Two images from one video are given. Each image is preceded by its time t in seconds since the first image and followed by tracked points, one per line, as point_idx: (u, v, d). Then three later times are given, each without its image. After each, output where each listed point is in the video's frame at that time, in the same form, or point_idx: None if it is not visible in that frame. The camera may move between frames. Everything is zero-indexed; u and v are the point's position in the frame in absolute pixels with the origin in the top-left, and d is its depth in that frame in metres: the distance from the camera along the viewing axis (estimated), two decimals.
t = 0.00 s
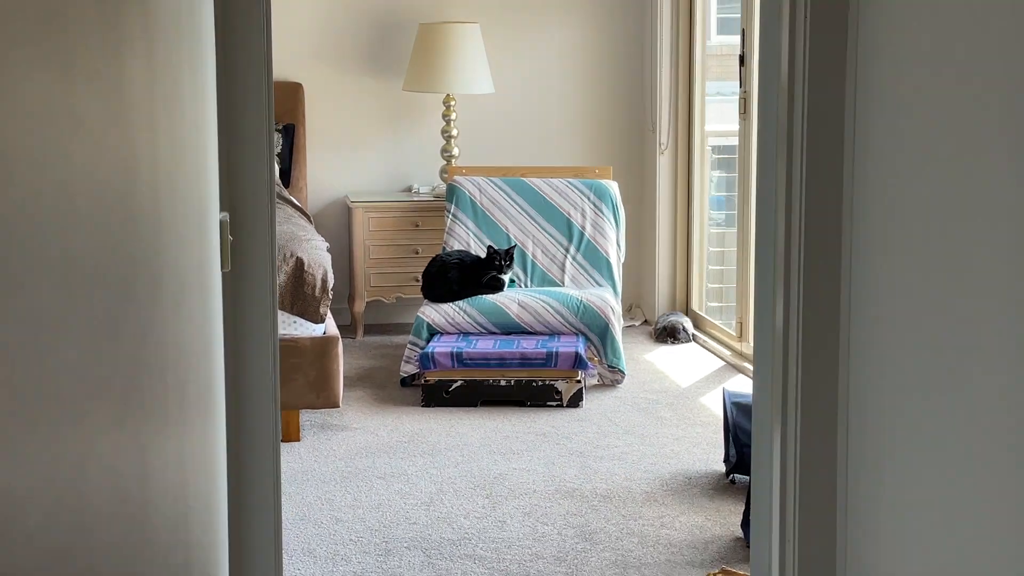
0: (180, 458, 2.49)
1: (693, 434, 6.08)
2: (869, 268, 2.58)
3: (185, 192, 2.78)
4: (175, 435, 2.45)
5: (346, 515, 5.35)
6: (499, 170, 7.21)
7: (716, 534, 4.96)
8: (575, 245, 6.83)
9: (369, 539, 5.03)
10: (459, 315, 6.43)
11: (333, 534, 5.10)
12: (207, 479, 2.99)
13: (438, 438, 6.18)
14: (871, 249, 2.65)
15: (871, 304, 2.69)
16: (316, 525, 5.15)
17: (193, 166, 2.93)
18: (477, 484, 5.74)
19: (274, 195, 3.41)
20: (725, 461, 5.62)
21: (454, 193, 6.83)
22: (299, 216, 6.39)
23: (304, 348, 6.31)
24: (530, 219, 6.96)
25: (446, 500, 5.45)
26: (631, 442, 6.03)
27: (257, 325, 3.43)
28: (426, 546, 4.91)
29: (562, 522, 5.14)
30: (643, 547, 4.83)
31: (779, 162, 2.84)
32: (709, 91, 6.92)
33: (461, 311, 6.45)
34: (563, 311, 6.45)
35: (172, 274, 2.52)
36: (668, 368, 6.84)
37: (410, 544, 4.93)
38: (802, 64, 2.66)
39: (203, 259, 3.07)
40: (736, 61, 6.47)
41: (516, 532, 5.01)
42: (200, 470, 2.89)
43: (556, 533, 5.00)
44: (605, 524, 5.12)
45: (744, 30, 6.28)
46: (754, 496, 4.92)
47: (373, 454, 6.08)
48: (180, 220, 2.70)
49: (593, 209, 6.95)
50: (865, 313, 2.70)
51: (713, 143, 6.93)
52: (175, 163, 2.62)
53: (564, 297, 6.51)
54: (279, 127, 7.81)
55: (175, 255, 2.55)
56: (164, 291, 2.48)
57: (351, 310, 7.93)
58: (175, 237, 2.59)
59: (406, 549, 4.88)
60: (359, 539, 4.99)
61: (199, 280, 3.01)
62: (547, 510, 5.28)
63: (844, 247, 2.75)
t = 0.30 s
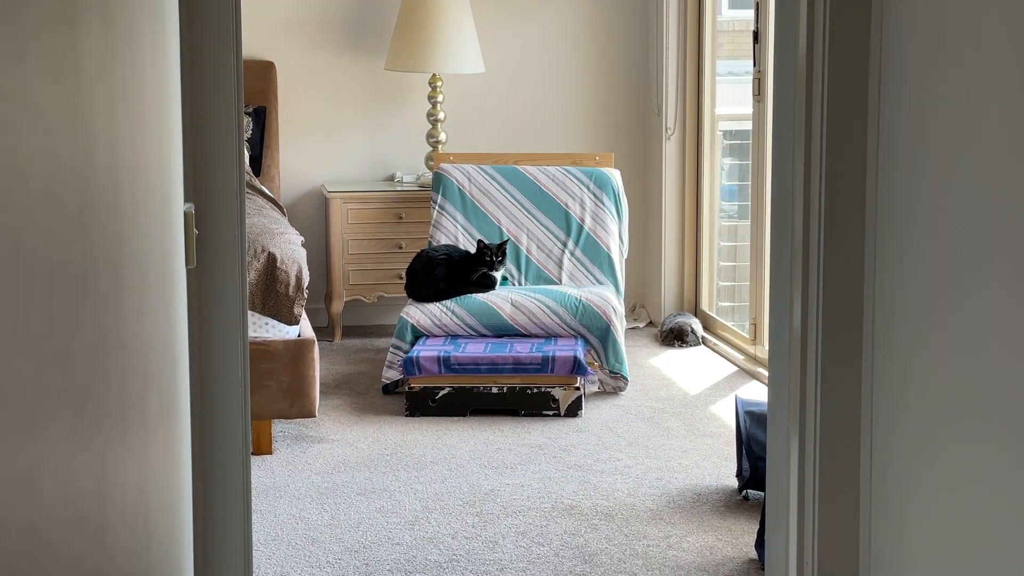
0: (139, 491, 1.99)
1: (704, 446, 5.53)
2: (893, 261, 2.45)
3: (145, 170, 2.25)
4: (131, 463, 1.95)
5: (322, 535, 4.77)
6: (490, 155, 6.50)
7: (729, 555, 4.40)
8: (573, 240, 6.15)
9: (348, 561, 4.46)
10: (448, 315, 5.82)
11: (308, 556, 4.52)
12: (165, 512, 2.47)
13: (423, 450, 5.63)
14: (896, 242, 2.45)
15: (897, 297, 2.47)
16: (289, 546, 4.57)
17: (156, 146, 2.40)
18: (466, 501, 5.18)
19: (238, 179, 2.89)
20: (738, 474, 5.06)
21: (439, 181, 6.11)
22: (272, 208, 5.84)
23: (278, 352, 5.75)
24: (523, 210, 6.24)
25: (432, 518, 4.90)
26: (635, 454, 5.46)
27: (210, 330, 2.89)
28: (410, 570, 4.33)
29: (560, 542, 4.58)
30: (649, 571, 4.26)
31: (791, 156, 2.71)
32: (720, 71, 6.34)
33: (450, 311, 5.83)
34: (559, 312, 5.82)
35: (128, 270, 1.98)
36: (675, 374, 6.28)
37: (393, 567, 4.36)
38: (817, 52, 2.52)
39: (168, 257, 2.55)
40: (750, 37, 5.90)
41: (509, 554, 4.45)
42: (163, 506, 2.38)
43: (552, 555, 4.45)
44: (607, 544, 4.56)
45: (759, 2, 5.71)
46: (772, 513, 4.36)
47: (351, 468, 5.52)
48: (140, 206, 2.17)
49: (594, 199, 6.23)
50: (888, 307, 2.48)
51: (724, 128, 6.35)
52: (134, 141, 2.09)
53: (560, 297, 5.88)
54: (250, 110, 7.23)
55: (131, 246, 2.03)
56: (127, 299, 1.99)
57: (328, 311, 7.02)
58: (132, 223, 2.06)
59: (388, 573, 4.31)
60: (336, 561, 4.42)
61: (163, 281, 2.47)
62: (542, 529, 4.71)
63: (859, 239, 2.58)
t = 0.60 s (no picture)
0: (129, 483, 1.93)
1: (696, 445, 5.49)
2: (897, 254, 2.43)
3: (139, 166, 2.21)
4: (130, 459, 1.90)
5: (312, 535, 4.73)
6: (480, 151, 6.44)
7: (721, 555, 4.37)
8: (565, 238, 6.11)
9: (337, 561, 4.41)
10: (438, 314, 5.79)
11: (297, 556, 4.48)
12: (158, 508, 2.43)
13: (414, 449, 5.58)
14: (896, 242, 2.43)
15: (895, 299, 2.47)
16: (278, 547, 4.52)
17: (147, 143, 2.34)
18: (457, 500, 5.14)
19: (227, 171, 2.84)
20: (731, 473, 5.03)
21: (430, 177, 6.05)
22: (262, 205, 5.77)
23: (267, 350, 5.73)
24: (514, 207, 6.19)
25: (423, 517, 4.85)
26: (627, 453, 5.42)
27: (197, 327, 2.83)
28: (400, 569, 4.29)
29: (552, 541, 4.55)
30: (640, 571, 4.23)
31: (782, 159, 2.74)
32: (713, 68, 6.30)
33: (441, 309, 5.80)
34: (551, 310, 5.80)
35: (125, 263, 1.93)
36: (667, 373, 6.23)
37: (383, 567, 4.32)
38: (812, 53, 2.55)
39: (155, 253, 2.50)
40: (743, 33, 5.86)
41: (499, 553, 4.41)
42: (154, 504, 2.34)
43: (543, 554, 4.41)
44: (598, 543, 4.52)
45: None
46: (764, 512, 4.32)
47: (341, 467, 5.47)
48: (137, 198, 2.12)
49: (586, 196, 6.19)
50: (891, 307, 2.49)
51: (717, 125, 6.31)
52: (127, 132, 2.04)
53: (552, 294, 5.85)
54: (240, 106, 7.18)
55: (126, 238, 1.99)
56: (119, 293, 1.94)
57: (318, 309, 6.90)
58: (127, 217, 2.01)
59: (378, 573, 4.27)
60: (325, 561, 4.38)
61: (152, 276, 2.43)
62: (533, 528, 4.67)
63: (852, 241, 2.60)
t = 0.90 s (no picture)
0: (95, 496, 1.67)
1: (694, 449, 5.22)
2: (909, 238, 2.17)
3: (108, 140, 1.95)
4: (90, 465, 1.64)
5: (291, 545, 4.46)
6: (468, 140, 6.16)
7: (721, 564, 4.10)
8: (557, 232, 5.82)
9: (317, 571, 4.15)
10: (425, 312, 5.53)
11: (275, 566, 4.21)
12: (126, 527, 2.17)
13: (399, 453, 5.32)
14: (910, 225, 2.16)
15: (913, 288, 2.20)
16: (255, 556, 4.25)
17: (116, 113, 2.08)
18: (444, 507, 4.87)
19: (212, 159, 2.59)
20: (730, 479, 4.76)
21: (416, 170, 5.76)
22: (240, 198, 5.51)
23: (246, 350, 5.47)
24: (504, 200, 5.89)
25: (408, 525, 4.58)
26: (622, 458, 5.16)
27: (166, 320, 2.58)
28: None
29: (543, 550, 4.28)
30: None
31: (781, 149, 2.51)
32: (712, 54, 6.04)
33: (427, 307, 5.54)
34: (543, 307, 5.53)
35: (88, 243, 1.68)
36: (664, 373, 5.95)
37: None
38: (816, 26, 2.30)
39: (127, 239, 2.24)
40: (744, 18, 5.60)
41: (488, 563, 4.14)
42: (121, 520, 2.09)
43: (534, 563, 4.14)
44: (592, 552, 4.25)
45: None
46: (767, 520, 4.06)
47: (322, 473, 5.20)
48: (101, 174, 1.86)
49: (578, 188, 5.91)
50: (896, 301, 2.23)
51: (716, 114, 6.04)
52: (93, 97, 1.78)
53: (545, 291, 5.58)
54: (217, 95, 6.92)
55: (93, 218, 1.73)
56: (89, 275, 1.70)
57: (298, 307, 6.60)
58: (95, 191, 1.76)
59: None
60: (304, 571, 4.11)
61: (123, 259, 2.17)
62: (523, 536, 4.41)
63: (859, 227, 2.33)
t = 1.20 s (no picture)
0: None
1: (705, 465, 4.60)
2: None
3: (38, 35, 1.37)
4: None
5: (247, 571, 3.84)
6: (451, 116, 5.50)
7: None
8: (551, 220, 5.19)
9: None
10: (402, 309, 4.91)
11: None
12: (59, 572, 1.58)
13: (373, 469, 4.70)
14: None
15: None
16: None
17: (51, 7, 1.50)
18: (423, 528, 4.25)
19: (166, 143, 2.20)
20: (745, 497, 4.15)
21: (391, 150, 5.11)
22: (194, 181, 4.91)
23: (200, 353, 4.82)
24: (490, 184, 5.25)
25: (383, 549, 3.96)
26: (623, 474, 4.54)
27: (112, 305, 2.16)
28: None
29: None
30: None
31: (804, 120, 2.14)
32: (724, 21, 5.42)
33: (405, 303, 4.92)
34: (535, 305, 4.92)
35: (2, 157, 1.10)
36: (670, 377, 5.30)
37: None
38: None
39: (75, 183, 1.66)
40: None
41: None
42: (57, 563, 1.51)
43: None
44: None
45: None
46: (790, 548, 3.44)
47: (287, 491, 4.57)
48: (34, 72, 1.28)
49: (575, 169, 5.26)
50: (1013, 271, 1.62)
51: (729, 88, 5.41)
52: None
53: (537, 287, 4.97)
54: (169, 66, 6.23)
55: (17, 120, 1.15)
56: (21, 244, 1.26)
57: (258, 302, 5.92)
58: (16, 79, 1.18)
59: None
60: None
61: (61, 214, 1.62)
62: (513, 563, 3.79)
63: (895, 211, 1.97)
